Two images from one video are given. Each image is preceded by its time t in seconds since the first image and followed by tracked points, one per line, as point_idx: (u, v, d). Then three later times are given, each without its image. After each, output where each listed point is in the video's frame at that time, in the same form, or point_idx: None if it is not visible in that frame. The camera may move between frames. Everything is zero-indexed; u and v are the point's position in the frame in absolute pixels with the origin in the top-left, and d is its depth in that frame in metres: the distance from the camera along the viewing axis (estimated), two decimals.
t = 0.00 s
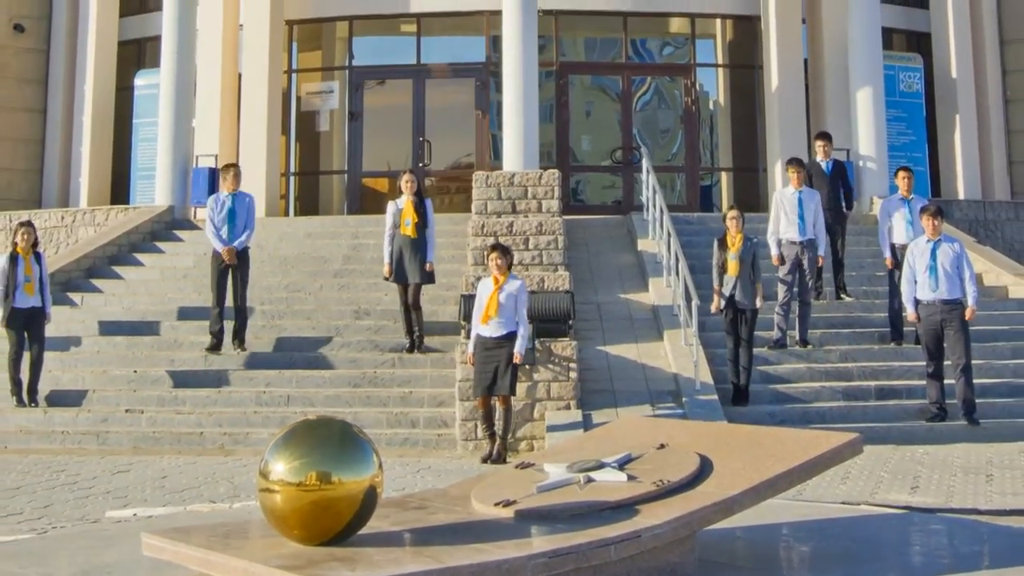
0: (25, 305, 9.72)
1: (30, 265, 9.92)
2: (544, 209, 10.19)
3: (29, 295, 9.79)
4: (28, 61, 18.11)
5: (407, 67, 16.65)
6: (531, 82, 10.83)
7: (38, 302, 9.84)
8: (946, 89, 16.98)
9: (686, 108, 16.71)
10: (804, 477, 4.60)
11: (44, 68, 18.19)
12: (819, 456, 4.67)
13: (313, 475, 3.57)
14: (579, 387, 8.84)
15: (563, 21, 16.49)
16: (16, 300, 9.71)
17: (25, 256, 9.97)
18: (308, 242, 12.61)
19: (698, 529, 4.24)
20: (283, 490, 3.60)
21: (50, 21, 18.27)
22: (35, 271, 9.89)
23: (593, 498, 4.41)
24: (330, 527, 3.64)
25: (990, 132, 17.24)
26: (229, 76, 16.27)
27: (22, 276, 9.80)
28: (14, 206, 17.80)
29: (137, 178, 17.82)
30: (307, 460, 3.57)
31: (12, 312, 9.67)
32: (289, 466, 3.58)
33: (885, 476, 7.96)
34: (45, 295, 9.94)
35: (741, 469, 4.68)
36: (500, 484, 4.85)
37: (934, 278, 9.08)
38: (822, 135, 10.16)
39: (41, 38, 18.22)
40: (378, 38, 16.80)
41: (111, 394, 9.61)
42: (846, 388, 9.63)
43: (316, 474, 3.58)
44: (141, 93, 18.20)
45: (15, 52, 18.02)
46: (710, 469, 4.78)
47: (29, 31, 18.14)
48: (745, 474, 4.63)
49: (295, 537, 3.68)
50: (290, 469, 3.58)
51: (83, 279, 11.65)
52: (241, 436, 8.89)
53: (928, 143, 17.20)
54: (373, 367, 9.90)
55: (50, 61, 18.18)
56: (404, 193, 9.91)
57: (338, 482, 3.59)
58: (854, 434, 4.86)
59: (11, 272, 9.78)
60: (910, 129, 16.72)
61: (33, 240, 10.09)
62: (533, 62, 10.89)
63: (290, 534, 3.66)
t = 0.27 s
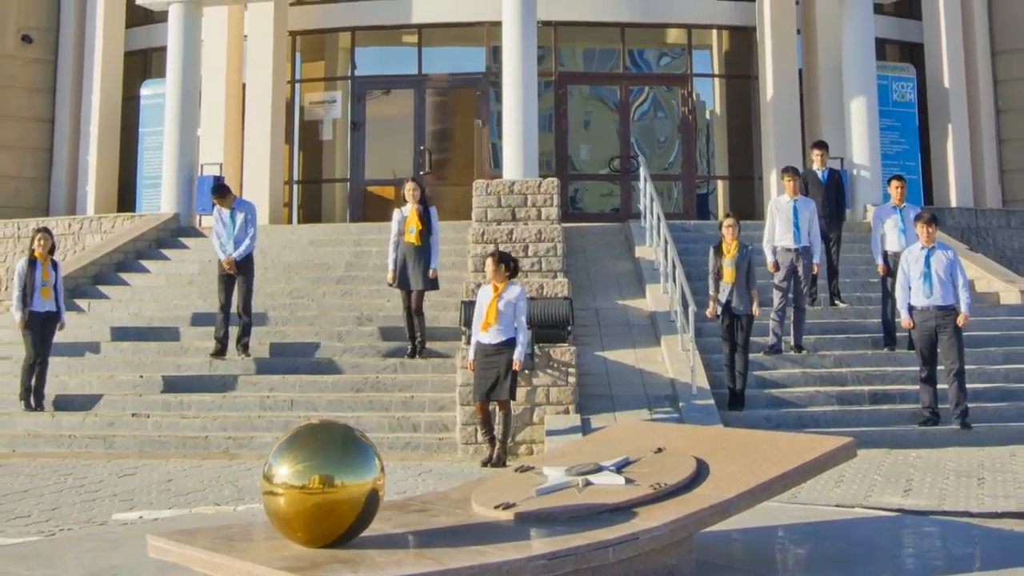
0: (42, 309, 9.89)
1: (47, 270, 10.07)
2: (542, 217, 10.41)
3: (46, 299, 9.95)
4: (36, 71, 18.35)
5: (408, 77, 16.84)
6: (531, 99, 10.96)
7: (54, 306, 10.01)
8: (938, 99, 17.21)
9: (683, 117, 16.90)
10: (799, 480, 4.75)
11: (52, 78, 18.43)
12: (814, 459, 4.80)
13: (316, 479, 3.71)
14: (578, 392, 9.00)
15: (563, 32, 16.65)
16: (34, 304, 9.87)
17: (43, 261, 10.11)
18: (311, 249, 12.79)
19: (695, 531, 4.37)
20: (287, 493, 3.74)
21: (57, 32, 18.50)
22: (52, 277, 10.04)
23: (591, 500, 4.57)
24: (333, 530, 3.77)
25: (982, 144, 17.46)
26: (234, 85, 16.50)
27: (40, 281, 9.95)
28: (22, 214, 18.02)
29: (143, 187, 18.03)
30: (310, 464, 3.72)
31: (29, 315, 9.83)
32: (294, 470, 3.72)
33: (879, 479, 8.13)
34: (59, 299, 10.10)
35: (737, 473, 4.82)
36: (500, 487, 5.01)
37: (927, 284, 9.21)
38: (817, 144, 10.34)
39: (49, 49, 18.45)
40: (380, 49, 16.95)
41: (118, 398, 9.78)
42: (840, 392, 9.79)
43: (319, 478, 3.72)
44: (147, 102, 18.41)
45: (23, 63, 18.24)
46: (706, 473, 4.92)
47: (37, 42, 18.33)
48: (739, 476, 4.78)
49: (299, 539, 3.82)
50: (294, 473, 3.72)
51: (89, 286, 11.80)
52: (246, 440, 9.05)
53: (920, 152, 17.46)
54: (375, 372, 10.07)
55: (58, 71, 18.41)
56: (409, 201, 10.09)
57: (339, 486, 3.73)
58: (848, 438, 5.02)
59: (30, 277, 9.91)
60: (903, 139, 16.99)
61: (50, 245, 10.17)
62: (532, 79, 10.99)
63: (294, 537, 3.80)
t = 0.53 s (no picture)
0: (48, 315, 10.06)
1: (54, 276, 10.24)
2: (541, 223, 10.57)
3: (52, 305, 10.13)
4: (42, 80, 18.46)
5: (410, 85, 17.00)
6: (530, 111, 11.11)
7: (60, 313, 10.17)
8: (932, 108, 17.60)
9: (680, 125, 17.04)
10: (799, 480, 4.92)
11: (57, 86, 18.58)
12: (809, 462, 4.95)
13: (318, 482, 3.83)
14: (577, 396, 9.14)
15: (561, 41, 16.82)
16: (40, 311, 10.05)
17: (51, 267, 10.28)
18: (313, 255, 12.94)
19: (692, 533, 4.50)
20: (290, 496, 3.86)
21: (64, 42, 18.64)
22: (59, 283, 10.21)
23: (590, 503, 4.71)
24: (336, 531, 3.89)
25: (976, 152, 17.77)
26: (237, 93, 16.62)
27: (47, 287, 10.13)
28: (27, 220, 18.20)
29: (148, 194, 18.16)
30: (312, 468, 3.83)
31: (36, 321, 9.99)
32: (295, 472, 3.84)
33: (873, 482, 8.27)
34: (66, 306, 10.28)
35: (734, 475, 4.96)
36: (501, 489, 5.16)
37: (922, 290, 9.36)
38: (812, 152, 10.48)
39: (55, 57, 18.60)
40: (381, 58, 17.12)
41: (123, 402, 9.92)
42: (835, 396, 9.93)
43: (321, 480, 3.84)
44: (152, 110, 18.58)
45: (29, 72, 18.32)
46: (703, 476, 5.07)
47: (43, 50, 18.49)
48: (734, 479, 4.92)
49: (302, 540, 3.94)
50: (296, 475, 3.84)
51: (95, 291, 11.93)
52: (249, 444, 9.19)
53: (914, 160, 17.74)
54: (377, 376, 10.22)
55: (64, 81, 18.55)
56: (409, 208, 10.24)
57: (341, 488, 3.85)
58: (844, 441, 5.17)
59: (37, 283, 10.09)
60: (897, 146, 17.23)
61: (57, 252, 10.37)
62: (531, 93, 11.14)
63: (297, 538, 3.92)
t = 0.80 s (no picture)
0: (55, 320, 10.18)
1: (61, 282, 10.36)
2: (540, 229, 10.73)
3: (60, 310, 10.23)
4: (50, 88, 18.94)
5: (411, 94, 17.14)
6: (530, 123, 11.29)
7: (67, 317, 10.29)
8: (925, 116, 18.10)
9: (678, 133, 17.22)
10: (806, 477, 5.12)
11: (64, 94, 19.03)
12: (803, 466, 5.08)
13: (322, 483, 3.87)
14: (575, 400, 9.29)
15: (560, 50, 16.99)
16: (49, 316, 10.17)
17: (58, 273, 10.37)
18: (317, 261, 13.11)
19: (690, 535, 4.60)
20: (293, 498, 3.89)
21: (71, 54, 19.08)
22: (66, 289, 10.32)
23: (589, 505, 4.83)
24: (339, 533, 3.93)
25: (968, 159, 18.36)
26: (241, 101, 16.74)
27: (54, 293, 10.24)
28: (35, 226, 18.59)
29: (153, 202, 18.36)
30: (316, 470, 3.88)
31: (44, 326, 10.12)
32: (298, 474, 3.88)
33: (868, 484, 8.42)
34: (73, 311, 10.39)
35: (730, 478, 5.10)
36: (501, 492, 5.28)
37: (912, 296, 9.57)
38: (807, 158, 10.65)
39: (62, 66, 19.06)
40: (384, 66, 17.26)
41: (129, 406, 10.07)
42: (830, 400, 10.09)
43: (324, 482, 3.88)
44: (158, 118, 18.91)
45: (38, 81, 18.82)
46: (700, 478, 5.20)
47: (51, 59, 18.94)
48: (730, 482, 5.04)
49: (305, 542, 3.98)
50: (299, 477, 3.88)
51: (101, 296, 12.06)
52: (253, 447, 9.34)
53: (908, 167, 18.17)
54: (379, 380, 10.36)
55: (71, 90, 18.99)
56: (414, 213, 10.36)
57: (344, 489, 3.89)
58: (837, 445, 5.31)
59: (44, 288, 10.21)
60: (891, 153, 17.70)
61: (65, 258, 10.46)
62: (530, 107, 11.31)
63: (300, 540, 3.96)
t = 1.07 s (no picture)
0: (65, 326, 10.32)
1: (70, 289, 10.51)
2: (540, 237, 10.91)
3: (68, 317, 10.41)
4: (56, 99, 19.15)
5: (412, 104, 17.34)
6: (530, 135, 11.48)
7: (76, 324, 10.44)
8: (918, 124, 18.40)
9: (675, 142, 17.37)
10: (805, 479, 5.31)
11: (72, 105, 19.25)
12: (798, 469, 5.25)
13: (324, 487, 4.02)
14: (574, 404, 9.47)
15: (559, 61, 17.23)
16: (57, 322, 10.33)
17: (67, 280, 10.55)
18: (320, 267, 13.30)
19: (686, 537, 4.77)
20: (297, 502, 4.05)
21: (78, 64, 19.30)
22: (74, 295, 10.48)
23: (588, 508, 4.97)
24: (341, 535, 4.07)
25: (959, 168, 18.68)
26: (245, 111, 16.93)
27: (63, 299, 10.40)
28: (43, 235, 18.80)
29: (158, 211, 18.50)
30: (318, 473, 4.03)
31: (53, 333, 10.25)
32: (301, 477, 4.04)
33: (860, 488, 8.60)
34: (82, 318, 10.55)
35: (725, 481, 5.27)
36: (500, 495, 5.43)
37: (904, 302, 9.76)
38: (804, 168, 10.83)
39: (69, 77, 19.28)
40: (385, 76, 17.47)
41: (135, 410, 10.25)
42: (824, 405, 10.27)
43: (327, 485, 4.03)
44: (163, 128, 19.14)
45: (45, 90, 19.02)
46: (696, 481, 5.36)
47: (58, 70, 19.16)
48: (726, 485, 5.21)
49: (308, 544, 4.12)
50: (302, 480, 4.04)
51: (108, 303, 12.34)
52: (257, 451, 9.51)
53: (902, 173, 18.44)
54: (381, 385, 10.54)
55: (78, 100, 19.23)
56: (417, 221, 10.65)
57: (346, 493, 4.04)
58: (831, 449, 5.48)
59: (53, 295, 10.36)
60: (884, 162, 17.80)
61: (74, 265, 10.64)
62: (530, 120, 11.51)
63: (303, 542, 4.11)
